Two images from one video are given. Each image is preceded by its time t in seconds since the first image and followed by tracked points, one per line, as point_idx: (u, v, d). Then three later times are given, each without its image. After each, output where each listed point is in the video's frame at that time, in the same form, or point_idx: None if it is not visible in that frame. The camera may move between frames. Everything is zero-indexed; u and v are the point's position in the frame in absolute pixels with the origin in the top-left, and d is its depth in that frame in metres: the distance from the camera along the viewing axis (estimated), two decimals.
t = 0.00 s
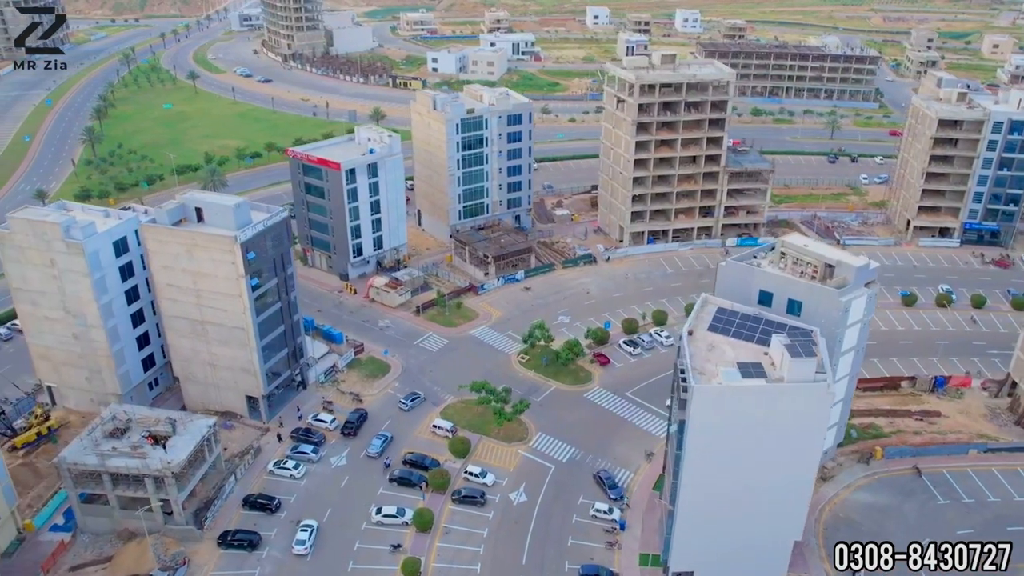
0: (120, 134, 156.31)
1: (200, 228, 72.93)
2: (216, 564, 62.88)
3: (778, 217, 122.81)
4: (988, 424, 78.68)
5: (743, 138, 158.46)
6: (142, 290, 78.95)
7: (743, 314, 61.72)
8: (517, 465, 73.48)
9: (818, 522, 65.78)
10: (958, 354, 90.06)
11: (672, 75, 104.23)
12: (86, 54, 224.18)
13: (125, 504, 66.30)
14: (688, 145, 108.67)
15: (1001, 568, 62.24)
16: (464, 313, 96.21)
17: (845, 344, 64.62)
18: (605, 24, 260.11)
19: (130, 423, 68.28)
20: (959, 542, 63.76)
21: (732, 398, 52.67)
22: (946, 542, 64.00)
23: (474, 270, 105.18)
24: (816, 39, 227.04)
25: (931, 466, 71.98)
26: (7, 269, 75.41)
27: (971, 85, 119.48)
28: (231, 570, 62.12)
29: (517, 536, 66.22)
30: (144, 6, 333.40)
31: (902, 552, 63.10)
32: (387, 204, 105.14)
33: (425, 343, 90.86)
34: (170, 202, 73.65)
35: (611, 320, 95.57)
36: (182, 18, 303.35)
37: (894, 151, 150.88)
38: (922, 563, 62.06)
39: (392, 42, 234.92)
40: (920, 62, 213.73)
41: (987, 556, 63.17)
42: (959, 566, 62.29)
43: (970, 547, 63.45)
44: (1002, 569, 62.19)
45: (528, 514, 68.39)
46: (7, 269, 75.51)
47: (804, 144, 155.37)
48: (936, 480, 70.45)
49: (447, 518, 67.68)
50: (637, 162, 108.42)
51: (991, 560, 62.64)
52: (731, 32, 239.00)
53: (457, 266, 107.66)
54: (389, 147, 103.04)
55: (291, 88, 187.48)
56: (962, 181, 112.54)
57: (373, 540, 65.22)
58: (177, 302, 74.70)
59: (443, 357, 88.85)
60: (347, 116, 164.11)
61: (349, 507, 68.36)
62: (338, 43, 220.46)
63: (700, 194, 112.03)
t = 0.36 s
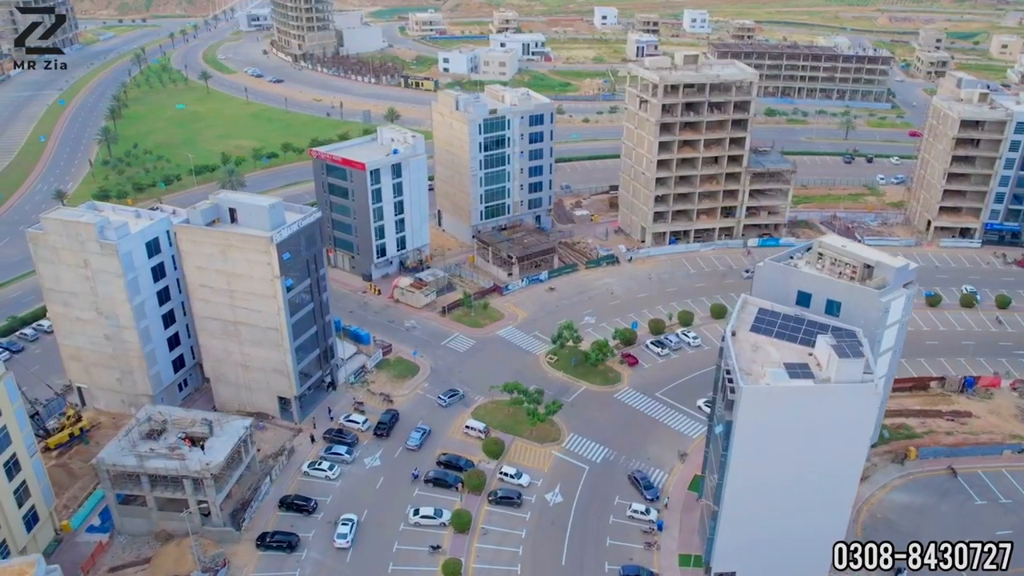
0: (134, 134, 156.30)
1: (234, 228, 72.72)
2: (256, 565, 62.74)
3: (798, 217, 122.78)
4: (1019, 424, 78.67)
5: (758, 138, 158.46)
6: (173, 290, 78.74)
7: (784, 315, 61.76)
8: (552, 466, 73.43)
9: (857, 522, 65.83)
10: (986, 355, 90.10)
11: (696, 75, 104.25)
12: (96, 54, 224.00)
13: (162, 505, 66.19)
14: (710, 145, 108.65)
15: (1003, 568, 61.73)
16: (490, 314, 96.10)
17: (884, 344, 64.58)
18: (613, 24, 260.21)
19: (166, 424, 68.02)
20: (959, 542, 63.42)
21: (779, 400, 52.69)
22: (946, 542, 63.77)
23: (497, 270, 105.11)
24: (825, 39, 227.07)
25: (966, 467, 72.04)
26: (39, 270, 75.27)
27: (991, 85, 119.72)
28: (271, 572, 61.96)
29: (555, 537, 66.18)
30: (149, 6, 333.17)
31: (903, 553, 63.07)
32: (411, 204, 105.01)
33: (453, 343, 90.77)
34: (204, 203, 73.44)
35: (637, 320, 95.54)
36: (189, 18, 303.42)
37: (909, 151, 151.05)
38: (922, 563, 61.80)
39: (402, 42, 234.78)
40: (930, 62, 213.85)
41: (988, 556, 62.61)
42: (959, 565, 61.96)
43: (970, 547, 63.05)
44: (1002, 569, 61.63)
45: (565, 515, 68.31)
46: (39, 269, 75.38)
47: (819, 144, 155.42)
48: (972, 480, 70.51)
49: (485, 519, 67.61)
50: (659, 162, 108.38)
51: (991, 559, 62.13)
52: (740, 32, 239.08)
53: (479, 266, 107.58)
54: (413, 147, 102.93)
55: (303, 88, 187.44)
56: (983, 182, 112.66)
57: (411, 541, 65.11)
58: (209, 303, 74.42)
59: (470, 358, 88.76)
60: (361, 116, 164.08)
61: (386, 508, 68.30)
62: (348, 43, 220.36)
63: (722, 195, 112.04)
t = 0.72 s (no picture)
0: (150, 135, 156.24)
1: (272, 228, 72.59)
2: (300, 566, 62.60)
3: (819, 217, 122.83)
4: None
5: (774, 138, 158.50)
6: (208, 291, 78.55)
7: (829, 315, 61.79)
8: (590, 467, 73.44)
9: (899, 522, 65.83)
10: (1015, 355, 90.19)
11: (722, 76, 104.34)
12: (106, 54, 223.75)
13: (202, 506, 65.99)
14: (735, 146, 108.73)
15: (1005, 569, 61.79)
16: (519, 315, 96.01)
17: (926, 345, 64.54)
18: (622, 24, 260.43)
19: (206, 425, 67.81)
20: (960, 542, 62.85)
21: (831, 402, 52.54)
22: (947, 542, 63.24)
23: (523, 271, 105.06)
24: (835, 40, 227.21)
25: (1005, 467, 72.10)
26: (75, 271, 75.09)
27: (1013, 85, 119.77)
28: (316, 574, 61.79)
29: (597, 539, 66.09)
30: (155, 6, 332.78)
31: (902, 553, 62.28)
32: (436, 205, 104.92)
33: (483, 344, 90.72)
34: (241, 203, 73.29)
35: (666, 321, 95.50)
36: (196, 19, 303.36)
37: (926, 151, 151.18)
38: (922, 563, 60.97)
39: (412, 42, 234.68)
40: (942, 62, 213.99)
41: (991, 556, 62.31)
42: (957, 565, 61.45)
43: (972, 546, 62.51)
44: (1004, 570, 61.52)
45: (606, 516, 68.29)
46: (75, 270, 75.18)
47: (836, 145, 155.50)
48: (1011, 480, 70.57)
49: (526, 520, 67.57)
50: (684, 163, 108.40)
51: (993, 559, 61.72)
52: (750, 33, 239.13)
53: (504, 267, 107.54)
54: (439, 148, 102.87)
55: (316, 88, 187.37)
56: (1007, 182, 112.76)
57: (454, 542, 65.01)
58: (246, 304, 74.21)
59: (501, 358, 88.70)
60: (377, 117, 164.05)
61: (427, 509, 68.23)
62: (359, 43, 220.31)
63: (746, 195, 112.06)
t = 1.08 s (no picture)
0: (166, 135, 156.17)
1: (310, 229, 72.46)
2: (344, 568, 62.52)
3: (841, 218, 122.88)
4: None
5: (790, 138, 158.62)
6: (243, 292, 78.42)
7: (875, 315, 61.78)
8: (627, 467, 73.48)
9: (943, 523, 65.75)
10: None
11: (748, 76, 104.38)
12: (116, 54, 223.58)
13: (244, 508, 65.80)
14: (760, 146, 108.73)
15: (1008, 569, 62.11)
16: (547, 315, 96.00)
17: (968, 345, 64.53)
18: (631, 24, 260.61)
19: (246, 426, 67.69)
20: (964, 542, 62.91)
21: (881, 403, 52.48)
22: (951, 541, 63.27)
23: (548, 271, 105.05)
24: (846, 40, 227.35)
25: None
26: (110, 271, 74.86)
27: None
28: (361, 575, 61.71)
29: (638, 539, 66.07)
30: (161, 6, 332.32)
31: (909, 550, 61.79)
32: (462, 205, 104.87)
33: (513, 344, 90.69)
34: (279, 204, 73.21)
35: (694, 321, 95.50)
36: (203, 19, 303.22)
37: (942, 151, 151.33)
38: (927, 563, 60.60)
39: (423, 43, 234.68)
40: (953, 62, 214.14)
41: (995, 556, 62.62)
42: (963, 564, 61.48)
43: (977, 547, 62.64)
44: (1008, 570, 61.89)
45: (647, 517, 68.29)
46: (110, 270, 74.97)
47: (852, 144, 155.61)
48: None
49: (568, 521, 67.56)
50: (709, 163, 108.39)
51: (998, 559, 61.96)
52: (760, 33, 239.22)
53: (529, 267, 107.49)
54: (465, 148, 102.81)
55: (329, 88, 187.29)
56: None
57: (496, 543, 64.97)
58: (282, 304, 74.05)
59: (532, 358, 88.68)
60: (392, 117, 163.99)
61: (468, 510, 68.21)
62: (371, 43, 220.55)
63: (770, 195, 112.08)
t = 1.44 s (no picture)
0: (182, 135, 155.97)
1: (347, 229, 72.46)
2: (388, 568, 62.50)
3: (862, 218, 122.98)
4: None
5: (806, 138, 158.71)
6: (277, 292, 78.36)
7: (919, 315, 61.75)
8: (665, 467, 73.55)
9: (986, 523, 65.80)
10: None
11: (773, 76, 104.51)
12: (127, 54, 223.22)
13: (285, 508, 65.70)
14: (784, 146, 108.82)
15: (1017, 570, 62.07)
16: (575, 315, 96.12)
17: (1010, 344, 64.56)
18: (640, 24, 260.71)
19: (286, 427, 67.68)
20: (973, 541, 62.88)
21: (932, 403, 52.40)
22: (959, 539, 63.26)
23: (574, 271, 105.05)
24: (857, 40, 227.51)
25: None
26: (146, 271, 74.76)
27: None
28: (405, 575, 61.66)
29: (680, 539, 66.04)
30: (168, 6, 331.51)
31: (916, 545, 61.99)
32: (487, 205, 104.85)
33: (543, 344, 90.73)
34: (316, 204, 73.25)
35: (722, 321, 95.53)
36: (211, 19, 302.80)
37: (959, 151, 151.52)
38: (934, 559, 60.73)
39: (433, 43, 234.56)
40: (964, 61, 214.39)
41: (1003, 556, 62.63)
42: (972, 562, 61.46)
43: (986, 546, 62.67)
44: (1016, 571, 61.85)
45: (687, 517, 68.31)
46: (146, 270, 74.88)
47: (869, 144, 155.74)
48: None
49: (609, 521, 67.55)
50: (734, 163, 108.47)
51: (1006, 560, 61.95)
52: (770, 33, 239.26)
53: (554, 267, 107.48)
54: (491, 148, 102.83)
55: (343, 88, 187.16)
56: None
57: (539, 543, 64.93)
58: (319, 304, 74.03)
59: (562, 358, 88.71)
60: (408, 117, 163.95)
61: (508, 510, 68.18)
62: (382, 43, 220.31)
63: (794, 196, 112.14)
